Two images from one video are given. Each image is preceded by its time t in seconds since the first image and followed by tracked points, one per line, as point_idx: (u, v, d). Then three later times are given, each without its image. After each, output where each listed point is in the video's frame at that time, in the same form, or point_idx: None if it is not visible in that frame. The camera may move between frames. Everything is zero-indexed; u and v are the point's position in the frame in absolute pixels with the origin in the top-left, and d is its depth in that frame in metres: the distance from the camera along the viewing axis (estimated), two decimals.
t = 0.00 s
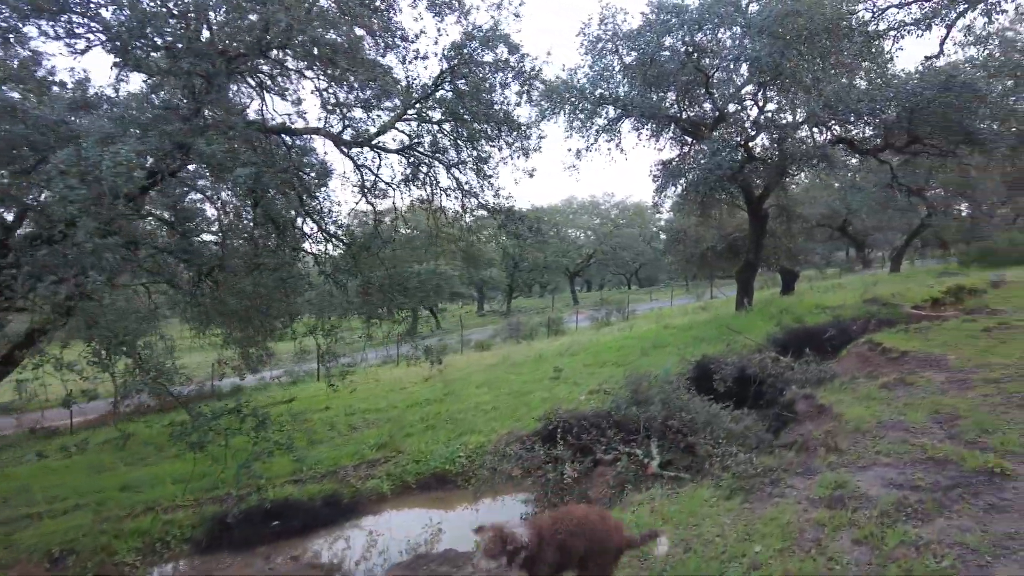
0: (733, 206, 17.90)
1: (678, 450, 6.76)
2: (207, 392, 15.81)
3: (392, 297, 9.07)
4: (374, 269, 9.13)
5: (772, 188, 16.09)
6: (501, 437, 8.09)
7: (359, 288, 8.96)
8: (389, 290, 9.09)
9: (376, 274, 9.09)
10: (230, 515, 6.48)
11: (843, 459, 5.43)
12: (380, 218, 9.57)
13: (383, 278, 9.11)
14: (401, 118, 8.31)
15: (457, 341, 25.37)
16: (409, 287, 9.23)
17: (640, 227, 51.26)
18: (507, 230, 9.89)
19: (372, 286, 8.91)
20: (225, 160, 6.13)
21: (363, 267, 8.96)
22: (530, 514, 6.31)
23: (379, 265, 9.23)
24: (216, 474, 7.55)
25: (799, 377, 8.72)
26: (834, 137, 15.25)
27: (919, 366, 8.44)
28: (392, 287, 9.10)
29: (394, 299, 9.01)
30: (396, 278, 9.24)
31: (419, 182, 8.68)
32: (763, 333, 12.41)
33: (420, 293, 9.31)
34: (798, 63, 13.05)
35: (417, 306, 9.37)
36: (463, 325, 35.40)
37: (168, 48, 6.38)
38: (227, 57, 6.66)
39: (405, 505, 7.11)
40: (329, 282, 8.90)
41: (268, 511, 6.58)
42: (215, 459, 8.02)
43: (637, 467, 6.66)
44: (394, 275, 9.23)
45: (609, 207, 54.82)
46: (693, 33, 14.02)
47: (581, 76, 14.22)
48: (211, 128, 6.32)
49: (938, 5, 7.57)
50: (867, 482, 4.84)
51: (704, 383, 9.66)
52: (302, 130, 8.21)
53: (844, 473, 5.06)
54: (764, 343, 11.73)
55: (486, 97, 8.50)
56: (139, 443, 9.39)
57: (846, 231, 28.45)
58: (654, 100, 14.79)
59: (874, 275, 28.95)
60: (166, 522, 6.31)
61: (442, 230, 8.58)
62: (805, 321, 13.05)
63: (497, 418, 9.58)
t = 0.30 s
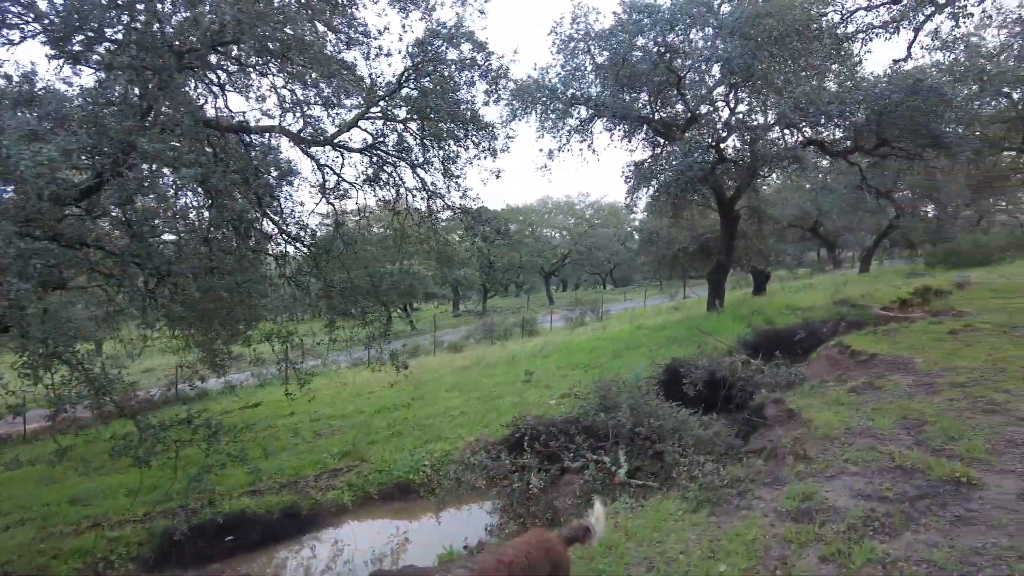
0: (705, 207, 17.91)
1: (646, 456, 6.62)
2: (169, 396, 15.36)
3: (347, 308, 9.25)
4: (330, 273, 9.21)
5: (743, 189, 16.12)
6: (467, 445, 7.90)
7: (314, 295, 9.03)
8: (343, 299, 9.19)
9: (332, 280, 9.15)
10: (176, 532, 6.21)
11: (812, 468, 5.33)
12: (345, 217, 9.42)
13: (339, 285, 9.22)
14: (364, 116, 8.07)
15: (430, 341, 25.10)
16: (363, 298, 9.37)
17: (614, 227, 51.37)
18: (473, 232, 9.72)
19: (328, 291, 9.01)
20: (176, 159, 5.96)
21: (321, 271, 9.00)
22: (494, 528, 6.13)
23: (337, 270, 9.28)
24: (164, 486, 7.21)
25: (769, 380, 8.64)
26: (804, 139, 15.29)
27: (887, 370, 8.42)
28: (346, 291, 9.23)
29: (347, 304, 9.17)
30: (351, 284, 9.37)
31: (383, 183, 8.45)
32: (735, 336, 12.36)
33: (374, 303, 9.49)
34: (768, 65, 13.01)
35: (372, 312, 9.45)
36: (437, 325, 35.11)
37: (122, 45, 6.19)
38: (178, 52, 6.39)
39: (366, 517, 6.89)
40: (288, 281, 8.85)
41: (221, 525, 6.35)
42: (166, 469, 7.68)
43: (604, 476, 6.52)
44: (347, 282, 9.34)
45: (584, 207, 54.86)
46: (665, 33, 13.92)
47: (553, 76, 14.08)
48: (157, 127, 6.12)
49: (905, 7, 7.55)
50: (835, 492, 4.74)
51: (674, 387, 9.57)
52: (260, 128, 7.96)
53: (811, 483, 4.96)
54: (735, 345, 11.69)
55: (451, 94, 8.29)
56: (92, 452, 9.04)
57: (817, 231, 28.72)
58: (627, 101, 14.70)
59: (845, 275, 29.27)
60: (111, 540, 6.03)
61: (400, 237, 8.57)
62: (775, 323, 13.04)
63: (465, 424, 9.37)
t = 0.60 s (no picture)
0: (681, 206, 17.84)
1: (617, 457, 6.46)
2: (132, 399, 14.90)
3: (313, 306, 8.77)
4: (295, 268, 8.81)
5: (718, 188, 16.08)
6: (434, 447, 7.68)
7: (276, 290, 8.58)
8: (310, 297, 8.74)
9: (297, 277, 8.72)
10: (122, 541, 5.89)
11: (784, 469, 5.19)
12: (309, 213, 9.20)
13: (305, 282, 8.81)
14: (327, 107, 7.86)
15: (406, 341, 24.80)
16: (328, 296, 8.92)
17: (593, 226, 51.37)
18: (441, 228, 9.49)
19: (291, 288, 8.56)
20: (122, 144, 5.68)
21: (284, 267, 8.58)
22: (458, 534, 5.92)
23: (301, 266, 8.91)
24: (114, 493, 6.88)
25: (742, 379, 8.53)
26: (778, 138, 15.29)
27: (860, 368, 8.34)
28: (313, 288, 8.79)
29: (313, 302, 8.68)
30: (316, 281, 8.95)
31: (347, 176, 8.21)
32: (709, 334, 12.27)
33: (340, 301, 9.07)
34: (743, 62, 12.91)
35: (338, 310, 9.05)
36: (413, 325, 34.79)
37: (59, 26, 5.98)
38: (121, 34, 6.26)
39: (328, 522, 6.64)
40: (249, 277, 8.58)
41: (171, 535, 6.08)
42: (118, 476, 7.36)
43: (573, 479, 6.34)
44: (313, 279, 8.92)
45: (562, 206, 54.81)
46: (641, 30, 13.80)
47: (527, 72, 13.91)
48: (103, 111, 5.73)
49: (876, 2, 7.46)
50: (806, 494, 4.61)
51: (647, 386, 9.42)
52: (218, 119, 7.70)
53: (783, 485, 4.82)
54: (709, 344, 11.59)
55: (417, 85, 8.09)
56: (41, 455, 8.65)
57: (792, 231, 28.88)
58: (602, 98, 14.56)
59: (820, 274, 29.49)
60: (52, 551, 5.72)
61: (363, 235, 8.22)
62: (750, 321, 12.98)
63: (434, 425, 9.14)
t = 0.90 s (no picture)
0: (663, 204, 17.70)
1: (590, 461, 6.25)
2: (102, 403, 14.51)
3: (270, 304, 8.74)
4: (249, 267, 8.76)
5: (700, 186, 15.95)
6: (404, 452, 7.44)
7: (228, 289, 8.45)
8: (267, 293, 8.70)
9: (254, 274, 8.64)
10: (70, 556, 5.59)
11: (760, 475, 4.99)
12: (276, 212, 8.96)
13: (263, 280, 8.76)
14: (292, 100, 7.60)
15: (387, 341, 24.50)
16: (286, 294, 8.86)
17: (579, 225, 51.26)
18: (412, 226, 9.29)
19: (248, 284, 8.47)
20: (60, 134, 5.43)
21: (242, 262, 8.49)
22: (424, 545, 5.69)
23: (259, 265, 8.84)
24: (66, 503, 6.58)
25: (721, 380, 8.36)
26: (760, 135, 15.18)
27: (841, 368, 8.19)
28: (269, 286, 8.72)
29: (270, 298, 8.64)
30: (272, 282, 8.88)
31: (312, 172, 7.99)
32: (690, 334, 12.10)
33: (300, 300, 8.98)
34: (723, 58, 12.76)
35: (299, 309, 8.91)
36: (396, 325, 34.48)
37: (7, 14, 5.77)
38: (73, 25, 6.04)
39: (292, 532, 6.39)
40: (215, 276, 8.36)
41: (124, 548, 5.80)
42: (72, 485, 7.02)
43: (544, 485, 6.12)
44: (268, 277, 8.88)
45: (547, 205, 54.66)
46: (620, 26, 13.62)
47: (506, 67, 13.70)
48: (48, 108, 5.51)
49: None
50: (782, 501, 4.42)
51: (625, 387, 9.24)
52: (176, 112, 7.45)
53: (758, 493, 4.63)
54: (689, 344, 11.43)
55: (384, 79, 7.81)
56: None
57: (776, 230, 28.86)
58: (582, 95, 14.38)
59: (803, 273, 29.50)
60: None
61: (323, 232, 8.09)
62: (731, 321, 12.83)
63: (407, 429, 8.90)
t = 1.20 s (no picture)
0: (647, 204, 17.56)
1: (569, 468, 6.04)
2: (74, 408, 14.13)
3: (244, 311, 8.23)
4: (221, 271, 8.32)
5: (685, 186, 15.83)
6: (378, 461, 7.20)
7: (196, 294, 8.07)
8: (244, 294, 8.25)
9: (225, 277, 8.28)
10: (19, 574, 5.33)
11: (743, 486, 4.81)
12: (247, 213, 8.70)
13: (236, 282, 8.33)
14: (261, 97, 7.35)
15: (370, 343, 24.19)
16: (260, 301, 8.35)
17: (565, 225, 51.14)
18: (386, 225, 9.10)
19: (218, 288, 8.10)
20: None
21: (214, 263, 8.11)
22: (395, 560, 5.47)
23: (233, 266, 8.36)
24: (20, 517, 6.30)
25: (704, 383, 8.19)
26: (744, 135, 15.07)
27: (826, 371, 8.04)
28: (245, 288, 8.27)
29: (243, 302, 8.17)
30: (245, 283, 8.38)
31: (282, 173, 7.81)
32: (674, 336, 11.94)
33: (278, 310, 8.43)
34: (707, 57, 12.62)
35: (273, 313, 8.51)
36: (381, 326, 34.12)
37: None
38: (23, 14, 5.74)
39: (259, 546, 6.13)
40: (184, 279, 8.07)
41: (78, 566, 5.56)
42: (30, 499, 6.74)
43: (521, 495, 5.93)
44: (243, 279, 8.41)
45: (533, 205, 54.47)
46: (603, 23, 13.44)
47: (487, 65, 13.48)
48: None
49: None
50: (764, 515, 4.23)
51: (607, 391, 9.05)
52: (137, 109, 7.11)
53: (740, 505, 4.44)
54: (672, 346, 11.26)
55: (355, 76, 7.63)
56: None
57: (761, 229, 28.86)
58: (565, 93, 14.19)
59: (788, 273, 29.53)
60: None
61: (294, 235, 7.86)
62: (716, 322, 12.70)
63: (383, 436, 8.66)
